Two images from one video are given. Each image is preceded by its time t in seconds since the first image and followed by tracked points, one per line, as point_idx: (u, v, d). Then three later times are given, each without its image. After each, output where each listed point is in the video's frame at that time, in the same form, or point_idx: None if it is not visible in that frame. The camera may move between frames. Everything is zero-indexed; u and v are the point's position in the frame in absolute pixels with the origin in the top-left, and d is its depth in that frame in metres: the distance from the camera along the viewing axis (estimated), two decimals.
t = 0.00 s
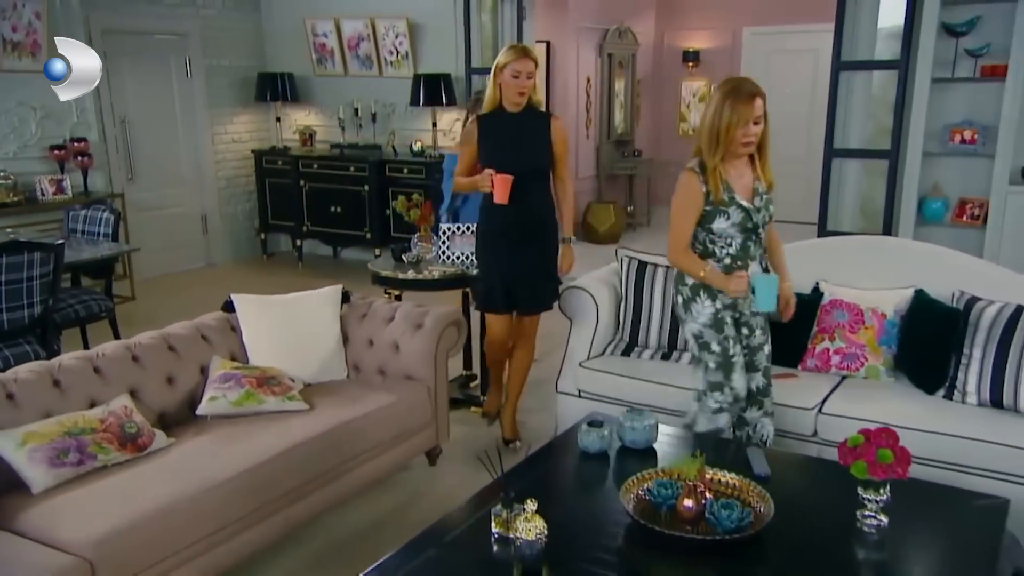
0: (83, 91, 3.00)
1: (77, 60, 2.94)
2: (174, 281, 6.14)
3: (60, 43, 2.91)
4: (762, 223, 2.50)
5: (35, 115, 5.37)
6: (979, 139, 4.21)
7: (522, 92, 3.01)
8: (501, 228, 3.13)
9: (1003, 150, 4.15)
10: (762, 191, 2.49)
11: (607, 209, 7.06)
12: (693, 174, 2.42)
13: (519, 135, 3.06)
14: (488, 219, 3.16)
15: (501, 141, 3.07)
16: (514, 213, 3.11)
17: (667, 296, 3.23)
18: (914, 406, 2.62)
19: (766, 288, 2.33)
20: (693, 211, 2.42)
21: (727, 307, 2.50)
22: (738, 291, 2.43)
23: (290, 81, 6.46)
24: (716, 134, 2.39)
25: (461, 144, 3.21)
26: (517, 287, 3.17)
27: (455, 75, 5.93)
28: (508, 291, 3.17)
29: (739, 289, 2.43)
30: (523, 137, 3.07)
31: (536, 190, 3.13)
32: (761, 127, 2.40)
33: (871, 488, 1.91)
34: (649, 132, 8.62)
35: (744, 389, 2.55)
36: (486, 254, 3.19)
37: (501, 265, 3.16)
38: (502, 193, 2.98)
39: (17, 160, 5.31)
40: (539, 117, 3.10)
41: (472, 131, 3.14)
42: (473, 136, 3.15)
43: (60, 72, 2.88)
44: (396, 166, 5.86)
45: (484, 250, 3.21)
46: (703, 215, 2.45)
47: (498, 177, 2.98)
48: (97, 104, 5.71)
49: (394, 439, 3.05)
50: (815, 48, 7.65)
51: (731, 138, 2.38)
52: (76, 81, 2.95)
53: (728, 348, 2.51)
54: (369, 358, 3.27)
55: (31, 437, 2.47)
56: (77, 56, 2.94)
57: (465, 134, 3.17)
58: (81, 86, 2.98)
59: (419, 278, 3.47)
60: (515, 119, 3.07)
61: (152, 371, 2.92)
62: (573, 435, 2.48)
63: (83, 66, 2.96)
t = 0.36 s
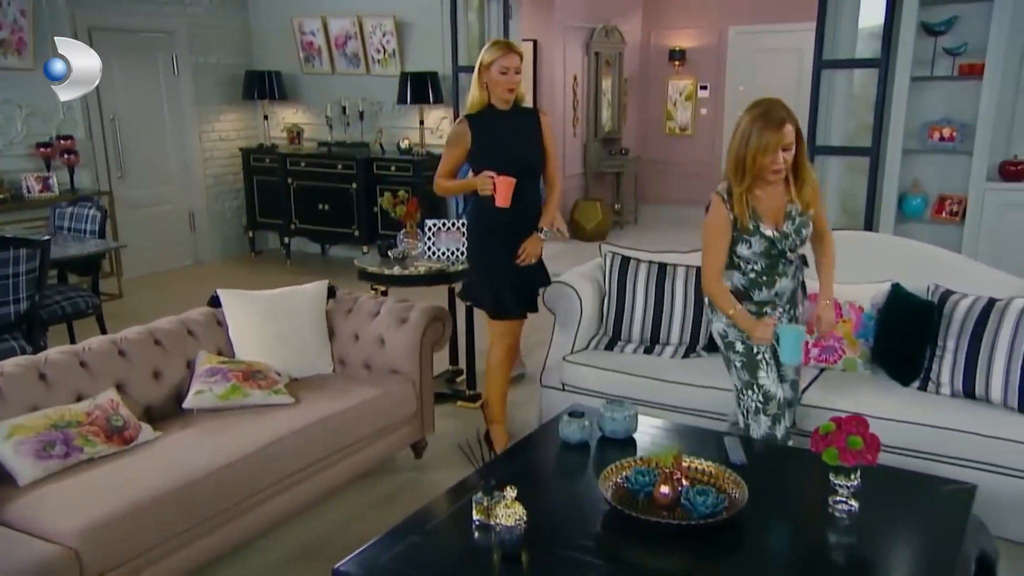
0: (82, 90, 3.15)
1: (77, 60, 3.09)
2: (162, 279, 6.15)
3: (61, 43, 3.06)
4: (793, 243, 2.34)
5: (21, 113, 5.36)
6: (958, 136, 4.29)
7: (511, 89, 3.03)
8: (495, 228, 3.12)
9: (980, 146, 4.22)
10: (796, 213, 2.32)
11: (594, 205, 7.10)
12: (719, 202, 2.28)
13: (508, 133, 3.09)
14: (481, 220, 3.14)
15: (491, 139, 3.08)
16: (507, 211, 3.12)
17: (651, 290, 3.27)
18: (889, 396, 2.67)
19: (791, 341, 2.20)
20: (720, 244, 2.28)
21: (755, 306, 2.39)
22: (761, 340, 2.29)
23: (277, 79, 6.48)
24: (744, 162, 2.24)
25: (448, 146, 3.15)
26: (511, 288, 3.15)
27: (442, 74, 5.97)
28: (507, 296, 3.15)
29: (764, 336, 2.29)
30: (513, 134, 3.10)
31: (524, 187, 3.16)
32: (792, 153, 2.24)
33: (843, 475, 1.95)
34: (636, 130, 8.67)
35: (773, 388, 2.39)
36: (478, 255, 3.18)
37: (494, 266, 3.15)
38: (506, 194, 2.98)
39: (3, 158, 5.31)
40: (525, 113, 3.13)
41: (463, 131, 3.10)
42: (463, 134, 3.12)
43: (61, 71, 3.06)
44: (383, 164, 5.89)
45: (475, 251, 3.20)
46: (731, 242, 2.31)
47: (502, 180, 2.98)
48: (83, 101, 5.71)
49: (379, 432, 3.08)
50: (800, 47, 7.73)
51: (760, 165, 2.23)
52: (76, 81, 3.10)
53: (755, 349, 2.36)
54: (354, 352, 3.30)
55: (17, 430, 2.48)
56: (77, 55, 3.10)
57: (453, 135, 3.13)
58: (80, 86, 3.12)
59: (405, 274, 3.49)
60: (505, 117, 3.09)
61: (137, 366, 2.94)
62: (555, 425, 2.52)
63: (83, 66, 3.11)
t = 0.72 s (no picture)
0: (81, 90, 3.21)
1: (76, 60, 3.16)
2: (150, 276, 6.15)
3: (61, 44, 3.12)
4: (806, 272, 2.31)
5: (8, 110, 5.36)
6: (939, 133, 4.37)
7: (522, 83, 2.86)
8: (508, 225, 2.97)
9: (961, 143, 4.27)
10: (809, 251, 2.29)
11: (583, 203, 7.13)
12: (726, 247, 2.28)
13: (519, 128, 2.92)
14: (495, 219, 2.97)
15: (506, 134, 2.89)
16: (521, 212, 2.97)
17: (636, 284, 3.30)
18: (867, 386, 2.72)
19: (794, 392, 2.14)
20: (730, 292, 2.29)
21: (772, 312, 2.39)
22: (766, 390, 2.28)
23: (266, 76, 6.49)
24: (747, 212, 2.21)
25: (459, 140, 2.86)
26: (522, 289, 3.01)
27: (430, 71, 6.00)
28: (516, 297, 3.00)
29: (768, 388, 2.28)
30: (523, 129, 2.93)
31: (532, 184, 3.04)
32: (797, 200, 2.18)
33: (817, 460, 1.98)
34: (624, 128, 8.71)
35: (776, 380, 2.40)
36: (489, 255, 3.00)
37: (508, 266, 2.99)
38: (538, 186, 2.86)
39: None
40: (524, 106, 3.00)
41: (480, 126, 2.84)
42: (477, 130, 2.84)
43: (60, 71, 3.13)
44: (372, 161, 5.92)
45: (484, 251, 3.01)
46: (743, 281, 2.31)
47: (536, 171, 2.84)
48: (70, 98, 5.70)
49: (366, 424, 3.11)
50: (786, 46, 7.79)
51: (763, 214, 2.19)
52: (76, 81, 3.16)
53: (762, 338, 2.41)
54: (341, 346, 3.33)
55: (4, 422, 2.49)
56: (78, 55, 3.16)
57: (466, 129, 2.84)
58: (80, 86, 3.18)
59: (393, 269, 3.52)
60: (512, 111, 2.92)
61: (125, 359, 2.95)
62: (539, 416, 2.55)
63: (82, 66, 3.18)
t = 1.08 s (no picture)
0: (81, 91, 3.18)
1: (77, 60, 3.13)
2: (139, 273, 6.16)
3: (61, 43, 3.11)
4: (806, 283, 2.34)
5: None
6: (920, 128, 4.45)
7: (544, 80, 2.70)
8: (527, 221, 2.84)
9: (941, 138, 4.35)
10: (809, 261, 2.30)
11: (571, 199, 7.17)
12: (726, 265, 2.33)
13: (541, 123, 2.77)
14: (516, 217, 2.83)
15: (529, 129, 2.74)
16: (541, 205, 2.86)
17: (621, 277, 3.33)
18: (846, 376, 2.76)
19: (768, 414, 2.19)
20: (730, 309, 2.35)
21: (785, 309, 2.43)
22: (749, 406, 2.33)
23: (254, 73, 6.51)
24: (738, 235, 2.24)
25: (483, 136, 2.69)
26: (546, 283, 2.88)
27: (418, 68, 6.03)
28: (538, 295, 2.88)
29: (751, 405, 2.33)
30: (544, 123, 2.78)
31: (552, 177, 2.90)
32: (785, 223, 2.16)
33: (794, 446, 2.00)
34: (612, 125, 8.75)
35: (770, 364, 2.50)
36: (508, 254, 2.87)
37: (529, 264, 2.85)
38: (568, 179, 2.75)
39: None
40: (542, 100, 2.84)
41: (503, 122, 2.68)
42: (500, 127, 2.68)
43: (61, 71, 3.10)
44: (360, 158, 5.95)
45: (504, 250, 2.88)
46: (743, 294, 2.37)
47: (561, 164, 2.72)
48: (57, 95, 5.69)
49: (353, 416, 3.14)
50: (772, 43, 7.84)
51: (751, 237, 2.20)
52: (76, 81, 3.14)
53: (766, 326, 2.47)
54: (328, 340, 3.35)
55: None
56: (78, 56, 3.14)
57: (488, 126, 2.68)
58: (79, 86, 3.15)
59: (380, 263, 3.54)
60: (533, 106, 2.76)
61: (112, 353, 2.96)
62: (522, 405, 2.58)
63: (83, 66, 3.16)
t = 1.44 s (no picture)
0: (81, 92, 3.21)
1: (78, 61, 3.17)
2: (126, 271, 6.15)
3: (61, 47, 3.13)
4: (783, 265, 2.38)
5: None
6: (901, 126, 4.54)
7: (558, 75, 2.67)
8: (541, 217, 2.80)
9: (921, 135, 4.43)
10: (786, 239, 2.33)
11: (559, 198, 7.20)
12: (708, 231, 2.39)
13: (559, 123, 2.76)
14: (531, 214, 2.80)
15: (544, 125, 2.72)
16: (553, 203, 2.81)
17: (604, 273, 3.35)
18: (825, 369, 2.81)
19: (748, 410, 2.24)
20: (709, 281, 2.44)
21: (767, 296, 2.47)
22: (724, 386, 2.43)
23: (241, 72, 6.51)
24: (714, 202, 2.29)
25: (497, 128, 2.68)
26: (556, 279, 2.87)
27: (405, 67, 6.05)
28: (555, 289, 2.87)
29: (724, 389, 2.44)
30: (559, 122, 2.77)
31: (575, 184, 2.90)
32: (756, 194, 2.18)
33: (770, 435, 2.05)
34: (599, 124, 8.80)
35: (755, 356, 2.55)
36: (519, 250, 2.85)
37: (541, 259, 2.83)
38: (577, 180, 2.67)
39: None
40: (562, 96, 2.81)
41: (517, 115, 2.66)
42: (514, 122, 2.67)
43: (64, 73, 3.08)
44: (348, 156, 5.97)
45: (515, 245, 2.86)
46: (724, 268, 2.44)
47: (569, 163, 2.63)
48: (42, 93, 5.68)
49: (339, 411, 3.16)
50: (757, 43, 7.91)
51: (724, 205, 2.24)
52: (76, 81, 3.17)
53: (750, 317, 2.52)
54: (314, 336, 3.37)
55: None
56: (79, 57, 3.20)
57: (502, 119, 2.67)
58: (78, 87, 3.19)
59: (366, 260, 3.56)
60: (549, 103, 2.73)
61: (98, 348, 2.97)
62: (505, 398, 2.60)
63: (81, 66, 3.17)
